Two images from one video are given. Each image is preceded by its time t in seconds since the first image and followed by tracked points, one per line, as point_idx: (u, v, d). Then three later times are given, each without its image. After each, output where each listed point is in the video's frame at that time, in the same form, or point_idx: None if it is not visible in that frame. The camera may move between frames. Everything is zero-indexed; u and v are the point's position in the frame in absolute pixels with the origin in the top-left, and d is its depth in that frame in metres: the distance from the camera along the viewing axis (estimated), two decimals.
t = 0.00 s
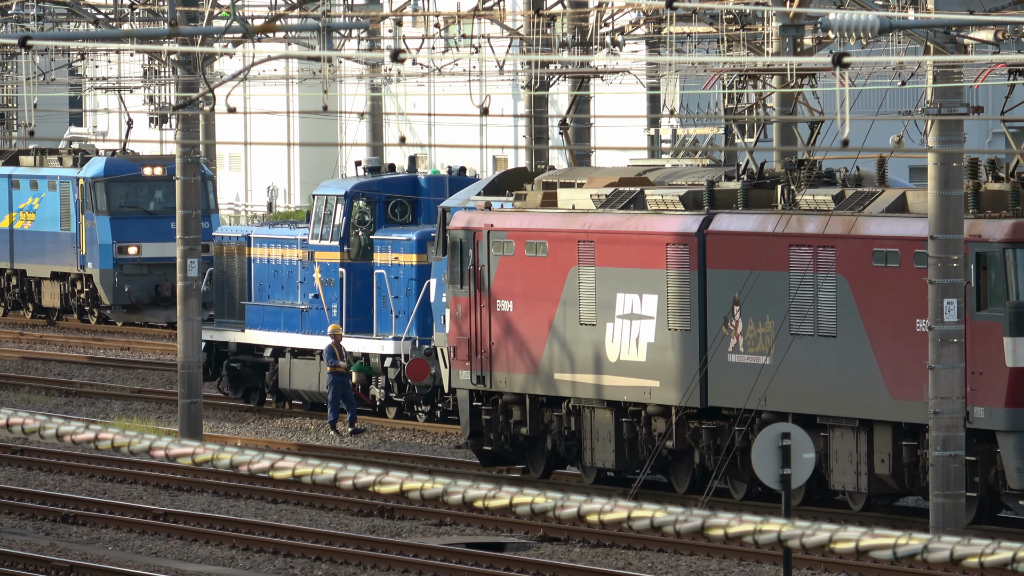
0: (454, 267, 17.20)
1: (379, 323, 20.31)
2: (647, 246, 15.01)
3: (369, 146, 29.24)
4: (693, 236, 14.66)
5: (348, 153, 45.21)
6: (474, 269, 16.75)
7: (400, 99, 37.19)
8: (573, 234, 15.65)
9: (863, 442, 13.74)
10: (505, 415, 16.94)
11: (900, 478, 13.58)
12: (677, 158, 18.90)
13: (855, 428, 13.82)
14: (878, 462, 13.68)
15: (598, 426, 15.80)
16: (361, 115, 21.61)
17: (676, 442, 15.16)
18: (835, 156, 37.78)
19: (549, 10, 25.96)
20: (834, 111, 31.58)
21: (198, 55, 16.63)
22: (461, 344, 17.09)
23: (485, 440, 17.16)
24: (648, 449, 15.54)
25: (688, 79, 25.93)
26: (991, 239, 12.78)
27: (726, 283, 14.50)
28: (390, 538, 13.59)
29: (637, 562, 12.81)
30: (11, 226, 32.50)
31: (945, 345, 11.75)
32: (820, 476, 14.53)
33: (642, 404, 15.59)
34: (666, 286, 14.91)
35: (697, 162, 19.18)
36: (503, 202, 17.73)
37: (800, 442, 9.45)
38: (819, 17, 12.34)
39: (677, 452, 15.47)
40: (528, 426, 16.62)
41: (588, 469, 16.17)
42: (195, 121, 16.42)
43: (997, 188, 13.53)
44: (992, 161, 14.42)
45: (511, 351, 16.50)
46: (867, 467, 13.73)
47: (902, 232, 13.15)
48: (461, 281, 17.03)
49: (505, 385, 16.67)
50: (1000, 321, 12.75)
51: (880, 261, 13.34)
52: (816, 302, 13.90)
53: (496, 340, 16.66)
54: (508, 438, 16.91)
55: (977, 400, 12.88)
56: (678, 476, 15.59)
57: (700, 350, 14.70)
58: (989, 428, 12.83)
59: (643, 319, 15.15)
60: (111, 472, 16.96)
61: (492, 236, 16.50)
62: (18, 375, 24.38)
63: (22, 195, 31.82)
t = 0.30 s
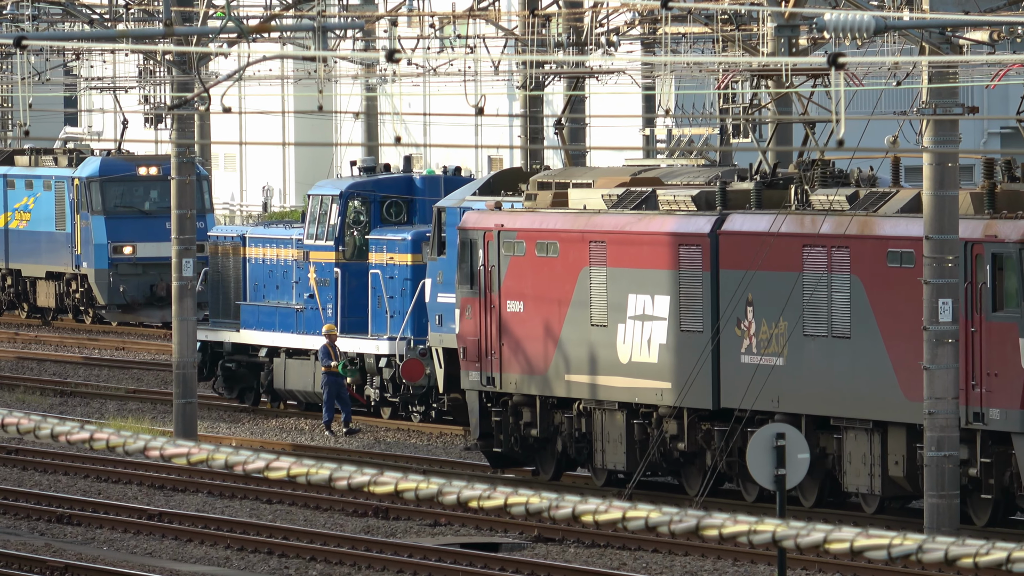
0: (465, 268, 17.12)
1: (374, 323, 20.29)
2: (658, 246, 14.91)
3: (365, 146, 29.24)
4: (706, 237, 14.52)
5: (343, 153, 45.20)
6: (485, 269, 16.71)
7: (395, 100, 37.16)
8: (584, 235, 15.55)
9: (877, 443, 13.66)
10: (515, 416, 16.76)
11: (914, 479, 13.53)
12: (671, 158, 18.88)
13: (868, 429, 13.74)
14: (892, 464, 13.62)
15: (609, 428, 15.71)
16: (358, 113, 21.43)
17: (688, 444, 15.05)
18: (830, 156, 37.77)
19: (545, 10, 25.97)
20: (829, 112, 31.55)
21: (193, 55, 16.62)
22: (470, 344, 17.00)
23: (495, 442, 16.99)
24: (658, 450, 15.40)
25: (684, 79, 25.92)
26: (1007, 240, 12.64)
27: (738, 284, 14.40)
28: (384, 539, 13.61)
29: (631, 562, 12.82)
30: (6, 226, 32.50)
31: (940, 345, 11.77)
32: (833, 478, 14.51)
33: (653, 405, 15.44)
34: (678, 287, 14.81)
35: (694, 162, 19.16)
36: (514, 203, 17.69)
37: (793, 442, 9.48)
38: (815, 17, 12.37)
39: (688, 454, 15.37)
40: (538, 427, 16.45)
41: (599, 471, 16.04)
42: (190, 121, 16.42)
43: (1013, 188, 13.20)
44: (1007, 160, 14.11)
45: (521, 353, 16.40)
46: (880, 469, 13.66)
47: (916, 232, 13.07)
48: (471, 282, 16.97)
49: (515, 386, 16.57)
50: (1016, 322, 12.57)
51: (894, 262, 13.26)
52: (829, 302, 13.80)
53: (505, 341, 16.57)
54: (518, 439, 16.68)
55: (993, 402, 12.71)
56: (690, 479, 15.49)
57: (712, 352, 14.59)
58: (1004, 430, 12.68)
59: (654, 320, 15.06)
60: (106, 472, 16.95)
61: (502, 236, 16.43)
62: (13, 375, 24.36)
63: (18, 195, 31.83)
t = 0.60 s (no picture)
0: (475, 268, 17.07)
1: (370, 324, 20.30)
2: (671, 247, 14.79)
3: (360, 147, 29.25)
4: (719, 237, 14.39)
5: (338, 153, 45.21)
6: (496, 269, 16.63)
7: (390, 99, 37.23)
8: (596, 236, 15.43)
9: (892, 445, 13.48)
10: (526, 417, 16.65)
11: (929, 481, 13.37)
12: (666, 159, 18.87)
13: (883, 431, 13.56)
14: (907, 466, 13.45)
15: (621, 428, 15.61)
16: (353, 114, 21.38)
17: (701, 446, 14.87)
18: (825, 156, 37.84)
19: (540, 11, 25.99)
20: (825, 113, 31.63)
21: (189, 55, 16.60)
22: (481, 345, 16.95)
23: (505, 443, 16.87)
24: (670, 452, 15.26)
25: (679, 79, 25.94)
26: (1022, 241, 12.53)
27: (751, 285, 14.25)
28: (381, 539, 13.60)
29: (627, 562, 12.82)
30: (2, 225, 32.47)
31: (936, 345, 11.78)
32: (847, 479, 14.37)
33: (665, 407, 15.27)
34: (691, 288, 14.68)
35: (689, 162, 19.17)
36: (524, 202, 17.52)
37: (790, 442, 9.49)
38: (811, 17, 12.38)
39: (701, 456, 15.19)
40: (549, 429, 16.33)
41: (610, 473, 15.88)
42: (186, 121, 16.40)
43: None
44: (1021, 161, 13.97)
45: (531, 353, 16.30)
46: (895, 470, 13.50)
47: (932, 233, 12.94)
48: (482, 282, 16.93)
49: (525, 388, 16.47)
50: None
51: (908, 263, 13.11)
52: (843, 303, 13.65)
53: (516, 342, 16.48)
54: (529, 440, 16.64)
55: (1010, 403, 12.62)
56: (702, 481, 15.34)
57: (725, 353, 14.47)
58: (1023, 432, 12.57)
59: (666, 322, 14.92)
60: (102, 472, 16.93)
61: (512, 236, 16.35)
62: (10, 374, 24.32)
63: (14, 194, 31.82)
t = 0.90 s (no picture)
0: (486, 269, 17.01)
1: (368, 323, 20.26)
2: (686, 247, 14.73)
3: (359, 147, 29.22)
4: (734, 238, 14.35)
5: (337, 153, 45.17)
6: (507, 270, 16.57)
7: (390, 99, 37.24)
8: (610, 236, 15.39)
9: (908, 447, 13.36)
10: (537, 419, 16.54)
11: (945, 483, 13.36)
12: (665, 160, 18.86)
13: (899, 433, 13.43)
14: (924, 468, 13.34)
15: (634, 430, 15.50)
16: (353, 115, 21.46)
17: (715, 447, 14.75)
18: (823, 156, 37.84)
19: (539, 11, 25.97)
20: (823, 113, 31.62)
21: (187, 55, 16.58)
22: (493, 346, 16.88)
23: (516, 445, 16.79)
24: (684, 454, 15.21)
25: (678, 80, 25.92)
26: None
27: (766, 286, 14.19)
28: (379, 539, 13.60)
29: (625, 563, 12.82)
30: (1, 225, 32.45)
31: (934, 346, 11.79)
32: (861, 482, 14.31)
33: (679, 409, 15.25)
34: (705, 289, 14.63)
35: (687, 162, 19.20)
36: (537, 202, 17.37)
37: (789, 443, 9.49)
38: (810, 17, 12.39)
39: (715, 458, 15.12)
40: (560, 430, 16.24)
41: (623, 475, 15.79)
42: (185, 121, 16.38)
43: None
44: None
45: (543, 354, 16.23)
46: (912, 473, 13.37)
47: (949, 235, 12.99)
48: (493, 282, 16.85)
49: (537, 389, 16.39)
50: None
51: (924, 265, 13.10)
52: (859, 305, 13.59)
53: (527, 343, 16.41)
54: (540, 442, 16.55)
55: None
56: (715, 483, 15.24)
57: (739, 353, 14.41)
58: None
59: (680, 323, 14.86)
60: (100, 472, 16.93)
61: (525, 236, 16.29)
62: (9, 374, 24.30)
63: (12, 194, 31.82)
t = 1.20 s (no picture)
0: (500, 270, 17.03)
1: (369, 324, 20.29)
2: (701, 248, 14.72)
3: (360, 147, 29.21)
4: (749, 239, 14.32)
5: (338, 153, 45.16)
6: (521, 271, 16.58)
7: (391, 100, 37.23)
8: (624, 237, 15.39)
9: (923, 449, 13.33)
10: (551, 421, 16.60)
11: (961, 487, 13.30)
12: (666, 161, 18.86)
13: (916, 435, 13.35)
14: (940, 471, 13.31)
15: (648, 431, 15.50)
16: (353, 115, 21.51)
17: (730, 449, 14.71)
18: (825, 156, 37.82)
19: (541, 11, 25.95)
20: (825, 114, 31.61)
21: (189, 55, 16.56)
22: (506, 348, 16.88)
23: (530, 446, 16.85)
24: (699, 456, 15.22)
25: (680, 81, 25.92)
26: None
27: (779, 288, 14.17)
28: (379, 539, 13.61)
29: (627, 563, 12.83)
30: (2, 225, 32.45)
31: (935, 347, 11.77)
32: (877, 485, 14.29)
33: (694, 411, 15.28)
34: (720, 291, 14.61)
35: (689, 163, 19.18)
36: (551, 202, 17.23)
37: (789, 444, 9.50)
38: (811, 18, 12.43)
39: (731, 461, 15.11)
40: (575, 432, 16.28)
41: (637, 477, 15.81)
42: (186, 121, 16.36)
43: None
44: None
45: (557, 356, 16.21)
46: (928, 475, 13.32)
47: (965, 237, 12.88)
48: (506, 283, 16.89)
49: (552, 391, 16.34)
50: None
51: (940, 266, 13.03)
52: (874, 306, 13.54)
53: (541, 344, 16.41)
54: (554, 444, 16.60)
55: None
56: (730, 485, 15.21)
57: (754, 355, 14.37)
58: None
59: (695, 324, 14.85)
60: (101, 472, 16.93)
61: (538, 237, 16.31)
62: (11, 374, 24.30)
63: (14, 194, 31.83)
